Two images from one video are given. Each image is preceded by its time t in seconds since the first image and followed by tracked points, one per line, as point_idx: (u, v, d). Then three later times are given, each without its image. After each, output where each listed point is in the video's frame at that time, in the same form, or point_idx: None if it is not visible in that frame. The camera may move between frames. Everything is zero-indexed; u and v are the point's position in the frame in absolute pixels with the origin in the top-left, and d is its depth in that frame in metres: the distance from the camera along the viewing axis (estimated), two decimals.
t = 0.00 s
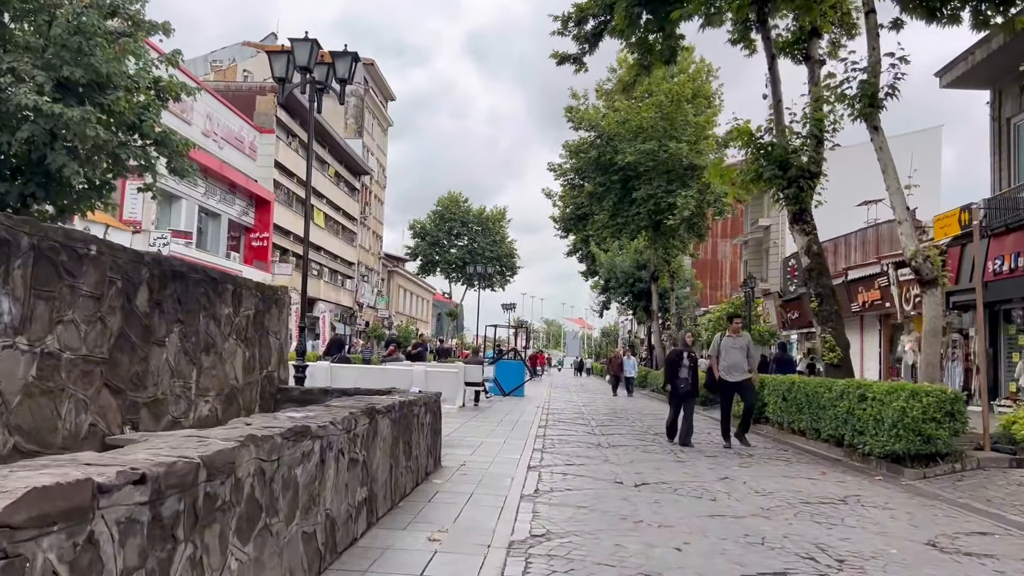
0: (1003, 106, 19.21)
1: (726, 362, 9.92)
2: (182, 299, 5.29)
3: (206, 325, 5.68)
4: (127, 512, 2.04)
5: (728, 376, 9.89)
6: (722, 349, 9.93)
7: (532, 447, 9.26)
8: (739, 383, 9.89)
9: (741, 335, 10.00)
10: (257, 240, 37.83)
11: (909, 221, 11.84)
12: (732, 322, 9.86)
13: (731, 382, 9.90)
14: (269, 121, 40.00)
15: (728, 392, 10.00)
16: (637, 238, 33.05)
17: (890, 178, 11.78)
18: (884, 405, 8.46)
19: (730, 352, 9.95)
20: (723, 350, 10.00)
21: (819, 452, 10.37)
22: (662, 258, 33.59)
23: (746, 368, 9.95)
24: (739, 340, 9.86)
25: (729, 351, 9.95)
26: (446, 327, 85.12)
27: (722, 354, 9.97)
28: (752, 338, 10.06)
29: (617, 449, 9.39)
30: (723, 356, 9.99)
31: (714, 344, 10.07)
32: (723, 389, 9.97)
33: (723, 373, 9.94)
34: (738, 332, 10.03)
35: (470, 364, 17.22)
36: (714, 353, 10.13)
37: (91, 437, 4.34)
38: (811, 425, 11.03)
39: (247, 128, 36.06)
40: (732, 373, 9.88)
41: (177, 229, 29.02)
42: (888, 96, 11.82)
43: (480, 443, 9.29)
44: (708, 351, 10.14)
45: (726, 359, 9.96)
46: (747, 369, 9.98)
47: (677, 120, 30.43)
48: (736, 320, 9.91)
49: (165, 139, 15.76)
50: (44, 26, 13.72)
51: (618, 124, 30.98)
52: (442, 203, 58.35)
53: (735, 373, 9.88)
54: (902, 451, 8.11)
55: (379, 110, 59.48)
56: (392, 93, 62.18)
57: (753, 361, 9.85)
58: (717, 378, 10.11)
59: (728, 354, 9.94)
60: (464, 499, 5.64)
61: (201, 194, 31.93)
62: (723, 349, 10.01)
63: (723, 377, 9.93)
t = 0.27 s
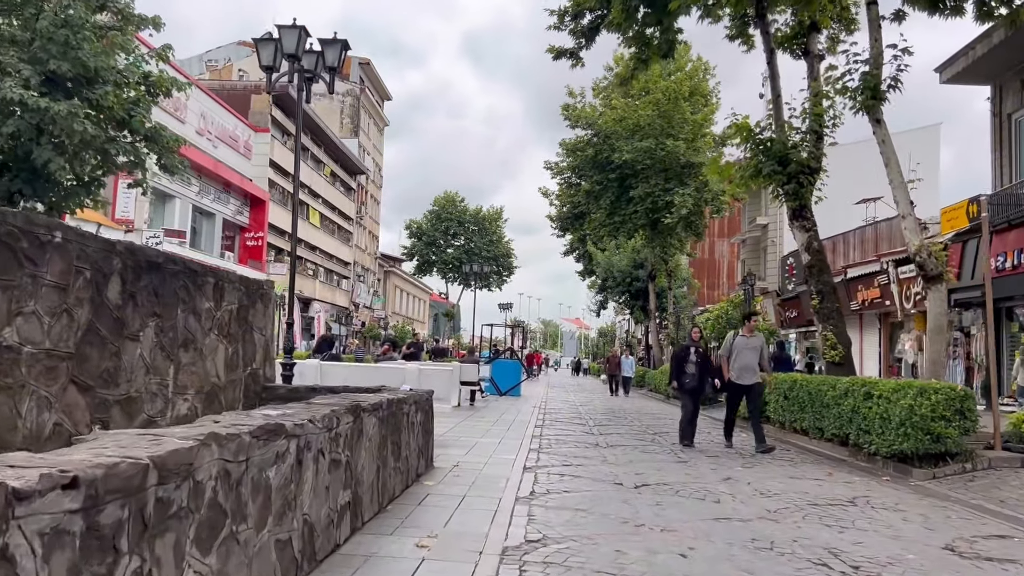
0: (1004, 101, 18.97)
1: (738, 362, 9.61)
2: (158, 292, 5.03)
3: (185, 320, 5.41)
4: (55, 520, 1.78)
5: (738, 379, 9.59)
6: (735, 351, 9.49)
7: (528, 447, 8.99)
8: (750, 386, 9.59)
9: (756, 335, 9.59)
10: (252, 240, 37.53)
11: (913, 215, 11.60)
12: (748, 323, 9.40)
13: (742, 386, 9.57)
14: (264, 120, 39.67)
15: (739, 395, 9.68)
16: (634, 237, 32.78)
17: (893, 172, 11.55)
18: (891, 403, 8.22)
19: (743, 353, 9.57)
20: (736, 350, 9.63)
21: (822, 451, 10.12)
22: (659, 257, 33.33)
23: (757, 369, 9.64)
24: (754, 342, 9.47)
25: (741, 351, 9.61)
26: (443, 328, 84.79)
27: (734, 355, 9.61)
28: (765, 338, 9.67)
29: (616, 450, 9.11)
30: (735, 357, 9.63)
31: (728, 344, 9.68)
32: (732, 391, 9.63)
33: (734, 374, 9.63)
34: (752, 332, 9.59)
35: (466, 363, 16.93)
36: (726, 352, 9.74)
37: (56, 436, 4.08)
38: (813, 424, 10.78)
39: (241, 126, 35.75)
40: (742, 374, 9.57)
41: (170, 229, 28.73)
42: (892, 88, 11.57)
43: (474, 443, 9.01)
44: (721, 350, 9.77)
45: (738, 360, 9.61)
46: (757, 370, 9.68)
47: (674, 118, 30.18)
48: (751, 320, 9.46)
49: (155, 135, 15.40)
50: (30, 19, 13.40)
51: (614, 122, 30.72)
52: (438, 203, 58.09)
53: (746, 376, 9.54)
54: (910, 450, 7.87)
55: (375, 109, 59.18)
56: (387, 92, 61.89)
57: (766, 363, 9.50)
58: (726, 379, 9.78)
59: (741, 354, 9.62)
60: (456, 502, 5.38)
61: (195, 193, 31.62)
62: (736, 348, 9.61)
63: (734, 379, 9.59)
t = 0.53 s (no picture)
0: (1003, 100, 18.81)
1: (748, 363, 9.07)
2: (130, 295, 4.76)
3: (160, 324, 5.14)
4: None
5: (752, 379, 9.05)
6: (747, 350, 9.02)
7: (522, 454, 8.74)
8: (764, 386, 9.06)
9: (767, 334, 9.14)
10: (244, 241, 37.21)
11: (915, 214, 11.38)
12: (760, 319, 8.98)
13: (755, 387, 9.06)
14: (257, 120, 39.39)
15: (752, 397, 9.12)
16: (630, 238, 32.56)
17: (894, 170, 11.35)
18: (895, 407, 8.00)
19: (755, 352, 9.07)
20: (747, 350, 9.12)
21: (823, 456, 9.89)
22: (655, 258, 33.10)
23: (771, 370, 9.15)
24: (767, 340, 9.00)
25: (752, 352, 9.08)
26: (437, 329, 84.50)
27: (746, 354, 9.08)
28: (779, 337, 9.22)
29: (612, 455, 8.87)
30: (747, 356, 9.10)
31: (738, 343, 9.17)
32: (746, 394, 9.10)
33: (746, 374, 9.09)
34: (764, 330, 9.12)
35: (459, 366, 16.68)
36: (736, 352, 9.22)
37: (13, 449, 3.83)
38: (813, 428, 10.55)
39: (233, 126, 35.44)
40: (755, 374, 9.04)
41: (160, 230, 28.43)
42: (893, 85, 11.38)
43: (466, 449, 8.75)
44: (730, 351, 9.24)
45: (750, 359, 9.08)
46: (770, 370, 9.17)
47: (669, 118, 29.96)
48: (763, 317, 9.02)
49: (141, 134, 15.12)
50: (13, 15, 13.05)
51: (609, 122, 30.49)
52: (433, 204, 57.82)
53: (760, 376, 9.03)
54: (914, 456, 7.65)
55: (369, 110, 58.89)
56: (381, 93, 61.60)
57: (780, 362, 9.01)
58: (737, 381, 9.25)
59: (751, 355, 9.07)
60: (444, 514, 5.13)
61: (186, 193, 31.33)
62: (748, 347, 9.12)
63: (747, 380, 9.07)
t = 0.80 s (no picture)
0: (1001, 93, 18.58)
1: (757, 358, 8.70)
2: (99, 282, 4.49)
3: (133, 313, 4.87)
4: None
5: (761, 376, 8.68)
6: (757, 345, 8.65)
7: (516, 451, 8.49)
8: (774, 384, 8.68)
9: (777, 329, 8.77)
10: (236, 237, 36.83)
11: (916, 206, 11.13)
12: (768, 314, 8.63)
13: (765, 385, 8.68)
14: (248, 115, 39.00)
15: (762, 395, 8.73)
16: (625, 234, 32.29)
17: (894, 160, 11.10)
18: (899, 402, 7.76)
19: (765, 348, 8.69)
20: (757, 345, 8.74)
21: (824, 454, 9.66)
22: (650, 254, 32.82)
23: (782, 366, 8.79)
24: (776, 335, 8.62)
25: (762, 347, 8.70)
26: (431, 327, 84.16)
27: (756, 351, 8.70)
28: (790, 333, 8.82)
29: (609, 452, 8.62)
30: (757, 353, 8.72)
31: (746, 337, 8.81)
32: (756, 392, 8.75)
33: (756, 372, 8.73)
34: (773, 325, 8.77)
35: (452, 362, 16.40)
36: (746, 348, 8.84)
37: None
38: (813, 424, 10.32)
39: (224, 122, 35.08)
40: (765, 372, 8.68)
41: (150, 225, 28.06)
42: (893, 74, 11.12)
43: (457, 447, 8.48)
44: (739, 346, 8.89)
45: (760, 356, 8.70)
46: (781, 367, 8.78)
47: (664, 113, 29.67)
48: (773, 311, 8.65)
49: (127, 126, 14.78)
50: None
51: (604, 117, 30.21)
52: (427, 201, 57.48)
53: (770, 374, 8.66)
54: (920, 452, 7.41)
55: (362, 106, 58.51)
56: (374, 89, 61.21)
57: (791, 358, 8.62)
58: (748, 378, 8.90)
59: (761, 350, 8.70)
60: (433, 515, 4.85)
61: (177, 189, 30.98)
62: (757, 343, 8.75)
63: (756, 377, 8.71)
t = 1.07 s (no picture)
0: (999, 90, 18.40)
1: (764, 358, 8.34)
2: (59, 283, 4.23)
3: (100, 317, 4.60)
4: None
5: (770, 377, 8.29)
6: (764, 345, 8.31)
7: (509, 455, 8.24)
8: (784, 386, 8.29)
9: (784, 327, 8.41)
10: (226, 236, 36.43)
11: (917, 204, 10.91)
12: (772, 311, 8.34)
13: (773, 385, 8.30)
14: (238, 112, 38.59)
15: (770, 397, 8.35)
16: (619, 232, 32.09)
17: (895, 157, 10.88)
18: (903, 405, 7.54)
19: (772, 348, 8.33)
20: (764, 345, 8.36)
21: (824, 457, 9.43)
22: (644, 253, 32.61)
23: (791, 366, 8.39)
24: (782, 333, 8.28)
25: (768, 347, 8.36)
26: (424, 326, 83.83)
27: (763, 351, 8.33)
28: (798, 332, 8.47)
29: (604, 457, 8.37)
30: (763, 353, 8.36)
31: (751, 338, 8.47)
32: (765, 396, 8.37)
33: (764, 373, 8.33)
34: (780, 324, 8.41)
35: (444, 362, 16.14)
36: (752, 349, 8.46)
37: None
38: (813, 427, 10.08)
39: (214, 119, 34.71)
40: (774, 373, 8.27)
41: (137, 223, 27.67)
42: (894, 69, 10.90)
43: (447, 451, 8.22)
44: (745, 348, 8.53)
45: (768, 356, 8.34)
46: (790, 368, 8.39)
47: (659, 111, 29.45)
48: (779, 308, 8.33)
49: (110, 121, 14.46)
50: None
51: (598, 115, 29.99)
52: (419, 200, 57.17)
53: (779, 374, 8.26)
54: (925, 457, 7.18)
55: (354, 104, 58.13)
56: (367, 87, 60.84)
57: (799, 358, 8.26)
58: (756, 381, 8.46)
59: (767, 349, 8.34)
60: (419, 528, 4.58)
61: (165, 186, 30.63)
62: (763, 344, 8.40)
63: (764, 379, 8.31)
